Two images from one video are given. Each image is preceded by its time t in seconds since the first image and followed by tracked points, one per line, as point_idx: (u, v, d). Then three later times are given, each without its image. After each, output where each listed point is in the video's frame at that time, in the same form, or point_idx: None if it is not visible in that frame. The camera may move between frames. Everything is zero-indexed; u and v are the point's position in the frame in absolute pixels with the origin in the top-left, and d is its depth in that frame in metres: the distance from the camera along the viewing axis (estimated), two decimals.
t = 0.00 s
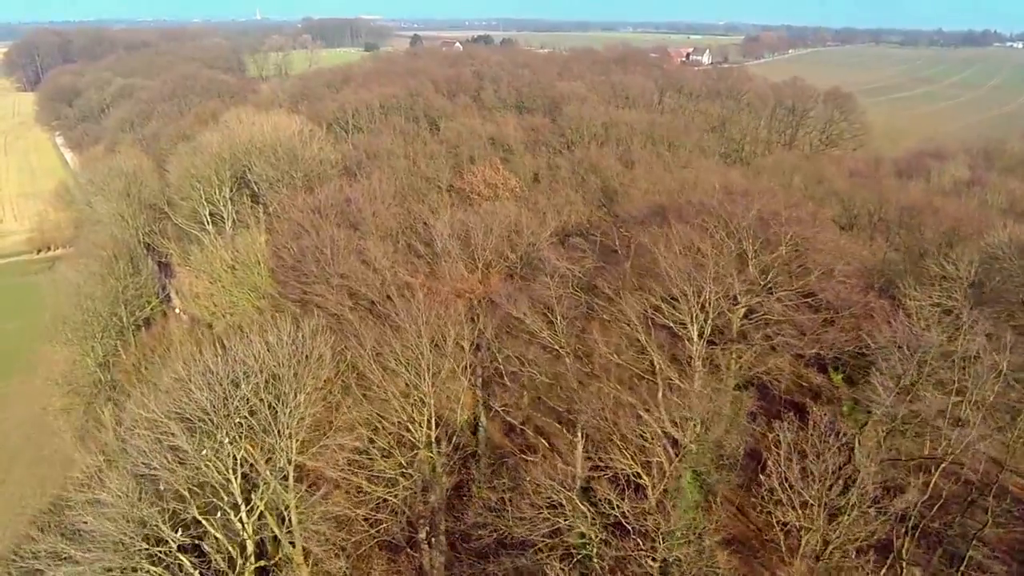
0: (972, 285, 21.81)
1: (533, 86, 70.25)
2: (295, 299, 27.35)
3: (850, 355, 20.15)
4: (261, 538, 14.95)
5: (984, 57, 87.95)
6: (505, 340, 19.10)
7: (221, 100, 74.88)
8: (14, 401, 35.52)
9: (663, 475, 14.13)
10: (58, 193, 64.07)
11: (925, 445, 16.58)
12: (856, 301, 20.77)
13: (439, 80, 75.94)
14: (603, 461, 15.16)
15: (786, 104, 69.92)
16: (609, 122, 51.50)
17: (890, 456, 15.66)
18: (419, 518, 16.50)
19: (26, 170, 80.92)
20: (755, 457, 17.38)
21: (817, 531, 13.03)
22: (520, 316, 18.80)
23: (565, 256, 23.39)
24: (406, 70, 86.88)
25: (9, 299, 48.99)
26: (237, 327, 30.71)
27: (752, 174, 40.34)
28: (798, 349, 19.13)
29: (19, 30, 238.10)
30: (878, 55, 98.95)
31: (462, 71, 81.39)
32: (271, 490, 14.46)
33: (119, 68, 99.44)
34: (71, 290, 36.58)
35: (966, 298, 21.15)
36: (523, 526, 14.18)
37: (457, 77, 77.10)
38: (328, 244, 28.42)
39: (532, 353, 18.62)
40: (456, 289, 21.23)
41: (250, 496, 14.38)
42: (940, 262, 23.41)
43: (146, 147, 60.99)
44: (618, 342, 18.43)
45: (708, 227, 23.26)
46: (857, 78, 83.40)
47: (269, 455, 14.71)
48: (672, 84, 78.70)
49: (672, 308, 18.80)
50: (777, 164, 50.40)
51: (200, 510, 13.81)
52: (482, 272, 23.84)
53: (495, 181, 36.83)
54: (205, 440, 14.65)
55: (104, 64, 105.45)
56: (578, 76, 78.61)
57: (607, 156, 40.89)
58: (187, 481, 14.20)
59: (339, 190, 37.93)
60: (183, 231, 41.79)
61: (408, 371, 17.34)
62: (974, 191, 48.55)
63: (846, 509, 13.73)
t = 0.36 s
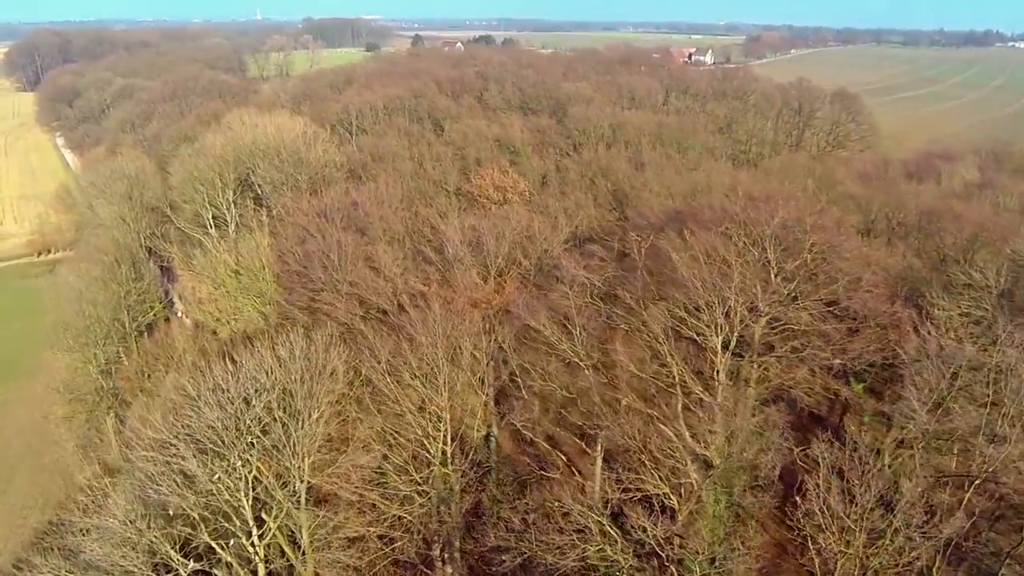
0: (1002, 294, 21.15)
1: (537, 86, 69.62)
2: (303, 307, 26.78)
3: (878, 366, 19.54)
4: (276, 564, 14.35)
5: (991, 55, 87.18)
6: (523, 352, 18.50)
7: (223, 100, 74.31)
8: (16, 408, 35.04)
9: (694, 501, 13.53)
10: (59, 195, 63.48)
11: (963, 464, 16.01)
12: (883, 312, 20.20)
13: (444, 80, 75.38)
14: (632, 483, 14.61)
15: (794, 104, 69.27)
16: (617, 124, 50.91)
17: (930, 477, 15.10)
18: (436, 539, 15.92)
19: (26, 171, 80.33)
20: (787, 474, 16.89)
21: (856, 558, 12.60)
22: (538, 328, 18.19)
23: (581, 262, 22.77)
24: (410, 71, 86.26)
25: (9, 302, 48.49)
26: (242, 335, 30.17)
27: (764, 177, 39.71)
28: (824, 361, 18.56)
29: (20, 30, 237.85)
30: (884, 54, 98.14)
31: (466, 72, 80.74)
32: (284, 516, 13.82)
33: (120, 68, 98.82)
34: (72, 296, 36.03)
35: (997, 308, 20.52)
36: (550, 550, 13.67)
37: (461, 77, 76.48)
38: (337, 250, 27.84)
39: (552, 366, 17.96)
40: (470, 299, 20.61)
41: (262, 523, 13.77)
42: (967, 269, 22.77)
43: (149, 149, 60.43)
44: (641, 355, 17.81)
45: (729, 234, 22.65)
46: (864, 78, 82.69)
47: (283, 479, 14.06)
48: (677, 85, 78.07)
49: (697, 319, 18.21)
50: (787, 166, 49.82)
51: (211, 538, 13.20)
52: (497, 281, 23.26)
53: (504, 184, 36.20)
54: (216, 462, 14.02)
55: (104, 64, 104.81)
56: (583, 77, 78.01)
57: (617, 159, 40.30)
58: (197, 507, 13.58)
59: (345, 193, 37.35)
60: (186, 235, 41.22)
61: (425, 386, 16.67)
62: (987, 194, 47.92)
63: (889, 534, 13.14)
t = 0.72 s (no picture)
0: None
1: (542, 88, 69.05)
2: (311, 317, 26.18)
3: (907, 379, 18.86)
4: None
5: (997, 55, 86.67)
6: (543, 366, 17.83)
7: (225, 103, 73.76)
8: (17, 417, 34.45)
9: (731, 529, 12.86)
10: (60, 199, 62.91)
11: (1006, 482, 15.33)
12: (913, 323, 19.56)
13: (447, 82, 74.86)
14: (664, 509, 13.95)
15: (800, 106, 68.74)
16: (625, 127, 50.32)
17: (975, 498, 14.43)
18: (448, 560, 15.04)
19: (27, 174, 79.71)
20: (819, 495, 16.23)
21: None
22: (559, 342, 17.53)
23: (598, 272, 22.13)
24: (413, 73, 85.75)
25: (10, 308, 47.91)
26: (247, 344, 29.57)
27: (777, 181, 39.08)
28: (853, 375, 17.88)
29: (20, 31, 237.79)
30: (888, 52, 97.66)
31: (470, 74, 80.24)
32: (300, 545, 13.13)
33: (121, 70, 98.24)
34: (74, 302, 35.39)
35: None
36: None
37: (465, 79, 75.94)
38: (345, 259, 27.24)
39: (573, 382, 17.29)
40: (486, 310, 19.96)
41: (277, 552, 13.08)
42: (995, 277, 22.12)
43: (151, 152, 59.89)
44: (666, 370, 17.15)
45: (751, 244, 22.02)
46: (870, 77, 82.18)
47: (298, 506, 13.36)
48: (683, 86, 77.49)
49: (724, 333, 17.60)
50: (796, 170, 49.29)
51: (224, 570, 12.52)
52: (512, 291, 22.62)
53: (513, 189, 35.60)
54: (228, 487, 13.32)
55: (105, 66, 104.24)
56: (588, 79, 77.48)
57: (627, 163, 39.69)
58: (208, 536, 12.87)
59: (351, 199, 36.77)
60: (190, 241, 40.62)
61: (444, 403, 15.96)
62: (999, 198, 47.35)
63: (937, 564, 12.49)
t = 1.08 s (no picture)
0: None
1: (545, 90, 68.44)
2: (319, 326, 25.59)
3: (936, 390, 18.34)
4: None
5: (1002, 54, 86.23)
6: (564, 381, 17.21)
7: (227, 104, 73.13)
8: (16, 426, 33.81)
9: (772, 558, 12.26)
10: (60, 201, 62.28)
11: None
12: (942, 335, 18.98)
13: (450, 83, 74.33)
14: (699, 534, 13.33)
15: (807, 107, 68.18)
16: (632, 129, 49.71)
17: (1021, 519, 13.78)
18: None
19: (27, 175, 79.11)
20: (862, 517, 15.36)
21: None
22: (581, 357, 16.92)
23: (618, 280, 21.46)
24: (416, 73, 85.18)
25: (10, 312, 47.32)
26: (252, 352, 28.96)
27: (789, 186, 38.49)
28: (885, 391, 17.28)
29: (20, 31, 237.70)
30: (893, 51, 97.13)
31: (473, 75, 79.60)
32: None
33: (121, 70, 97.57)
34: (74, 308, 34.74)
35: None
36: None
37: (468, 80, 75.36)
38: (353, 266, 26.65)
39: (596, 399, 16.62)
40: (503, 322, 19.37)
41: None
42: None
43: (152, 155, 59.29)
44: (693, 386, 16.48)
45: (773, 253, 21.42)
46: (875, 76, 81.58)
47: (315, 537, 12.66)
48: (688, 88, 76.89)
49: (751, 347, 16.99)
50: (807, 173, 48.70)
51: None
52: (527, 301, 22.05)
53: (522, 193, 35.00)
54: (243, 517, 12.63)
55: (105, 66, 103.57)
56: (592, 80, 76.84)
57: (636, 167, 39.08)
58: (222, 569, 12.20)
59: (357, 203, 36.17)
60: (193, 246, 40.04)
61: (465, 423, 15.29)
62: (1011, 201, 46.75)
63: None
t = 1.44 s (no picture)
0: None
1: (550, 90, 67.81)
2: (328, 335, 24.95)
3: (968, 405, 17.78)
4: None
5: (1007, 51, 85.58)
6: (585, 398, 16.63)
7: (228, 104, 72.48)
8: (15, 433, 33.19)
9: None
10: (61, 203, 61.61)
11: None
12: (973, 347, 18.41)
13: (453, 83, 73.66)
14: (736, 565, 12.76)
15: (814, 107, 67.53)
16: (640, 131, 49.08)
17: None
18: None
19: (26, 175, 78.44)
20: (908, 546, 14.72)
21: None
22: (604, 372, 16.33)
23: (636, 289, 20.87)
24: (419, 73, 84.45)
25: (9, 316, 46.63)
26: (257, 360, 28.28)
27: (801, 189, 37.89)
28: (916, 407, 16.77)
29: (20, 30, 237.22)
30: (897, 50, 96.48)
31: (476, 74, 78.90)
32: None
33: (121, 70, 96.90)
34: (74, 313, 34.14)
35: None
36: None
37: (471, 80, 74.75)
38: (362, 273, 26.02)
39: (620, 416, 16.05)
40: (520, 334, 18.75)
41: None
42: None
43: (153, 157, 58.70)
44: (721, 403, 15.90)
45: (796, 262, 20.84)
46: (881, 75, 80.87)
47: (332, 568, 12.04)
48: (693, 88, 76.33)
49: (780, 364, 16.47)
50: (817, 175, 48.07)
51: None
52: (542, 311, 21.44)
53: (530, 196, 34.39)
54: (257, 546, 12.03)
55: (105, 66, 102.83)
56: (597, 80, 76.15)
57: (646, 169, 38.50)
58: None
59: (363, 207, 35.53)
60: (197, 250, 39.47)
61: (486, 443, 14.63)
62: None
63: None
